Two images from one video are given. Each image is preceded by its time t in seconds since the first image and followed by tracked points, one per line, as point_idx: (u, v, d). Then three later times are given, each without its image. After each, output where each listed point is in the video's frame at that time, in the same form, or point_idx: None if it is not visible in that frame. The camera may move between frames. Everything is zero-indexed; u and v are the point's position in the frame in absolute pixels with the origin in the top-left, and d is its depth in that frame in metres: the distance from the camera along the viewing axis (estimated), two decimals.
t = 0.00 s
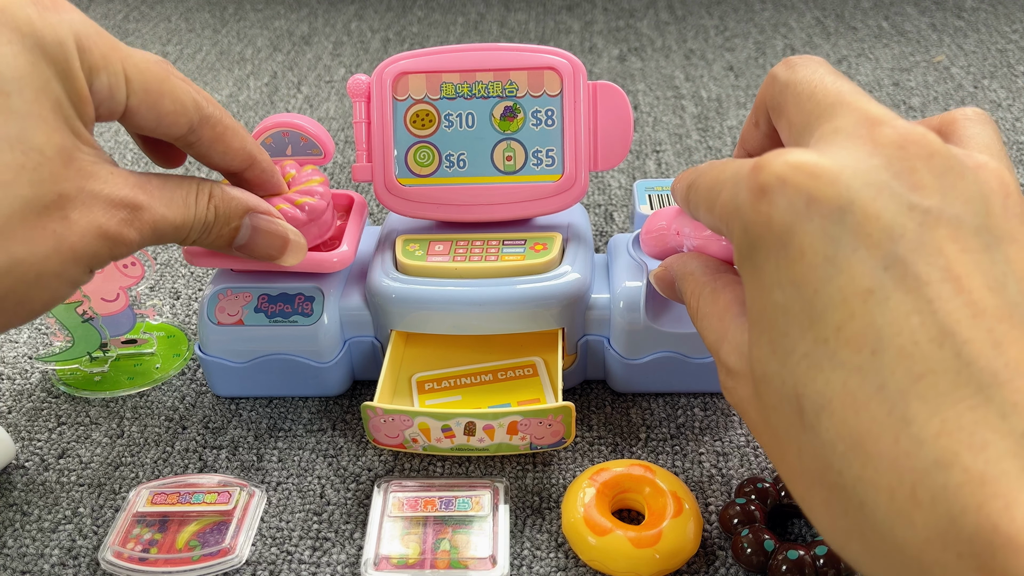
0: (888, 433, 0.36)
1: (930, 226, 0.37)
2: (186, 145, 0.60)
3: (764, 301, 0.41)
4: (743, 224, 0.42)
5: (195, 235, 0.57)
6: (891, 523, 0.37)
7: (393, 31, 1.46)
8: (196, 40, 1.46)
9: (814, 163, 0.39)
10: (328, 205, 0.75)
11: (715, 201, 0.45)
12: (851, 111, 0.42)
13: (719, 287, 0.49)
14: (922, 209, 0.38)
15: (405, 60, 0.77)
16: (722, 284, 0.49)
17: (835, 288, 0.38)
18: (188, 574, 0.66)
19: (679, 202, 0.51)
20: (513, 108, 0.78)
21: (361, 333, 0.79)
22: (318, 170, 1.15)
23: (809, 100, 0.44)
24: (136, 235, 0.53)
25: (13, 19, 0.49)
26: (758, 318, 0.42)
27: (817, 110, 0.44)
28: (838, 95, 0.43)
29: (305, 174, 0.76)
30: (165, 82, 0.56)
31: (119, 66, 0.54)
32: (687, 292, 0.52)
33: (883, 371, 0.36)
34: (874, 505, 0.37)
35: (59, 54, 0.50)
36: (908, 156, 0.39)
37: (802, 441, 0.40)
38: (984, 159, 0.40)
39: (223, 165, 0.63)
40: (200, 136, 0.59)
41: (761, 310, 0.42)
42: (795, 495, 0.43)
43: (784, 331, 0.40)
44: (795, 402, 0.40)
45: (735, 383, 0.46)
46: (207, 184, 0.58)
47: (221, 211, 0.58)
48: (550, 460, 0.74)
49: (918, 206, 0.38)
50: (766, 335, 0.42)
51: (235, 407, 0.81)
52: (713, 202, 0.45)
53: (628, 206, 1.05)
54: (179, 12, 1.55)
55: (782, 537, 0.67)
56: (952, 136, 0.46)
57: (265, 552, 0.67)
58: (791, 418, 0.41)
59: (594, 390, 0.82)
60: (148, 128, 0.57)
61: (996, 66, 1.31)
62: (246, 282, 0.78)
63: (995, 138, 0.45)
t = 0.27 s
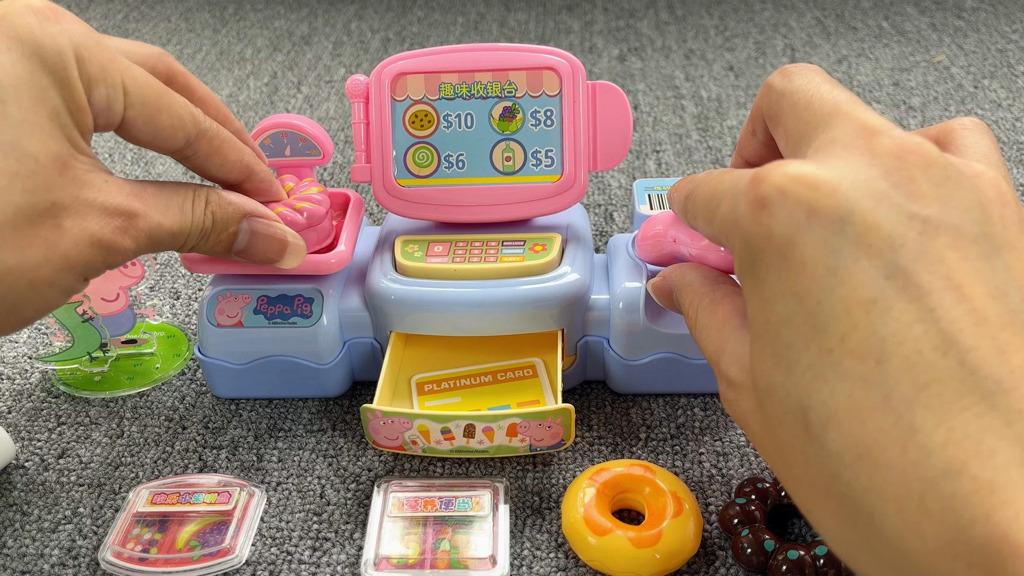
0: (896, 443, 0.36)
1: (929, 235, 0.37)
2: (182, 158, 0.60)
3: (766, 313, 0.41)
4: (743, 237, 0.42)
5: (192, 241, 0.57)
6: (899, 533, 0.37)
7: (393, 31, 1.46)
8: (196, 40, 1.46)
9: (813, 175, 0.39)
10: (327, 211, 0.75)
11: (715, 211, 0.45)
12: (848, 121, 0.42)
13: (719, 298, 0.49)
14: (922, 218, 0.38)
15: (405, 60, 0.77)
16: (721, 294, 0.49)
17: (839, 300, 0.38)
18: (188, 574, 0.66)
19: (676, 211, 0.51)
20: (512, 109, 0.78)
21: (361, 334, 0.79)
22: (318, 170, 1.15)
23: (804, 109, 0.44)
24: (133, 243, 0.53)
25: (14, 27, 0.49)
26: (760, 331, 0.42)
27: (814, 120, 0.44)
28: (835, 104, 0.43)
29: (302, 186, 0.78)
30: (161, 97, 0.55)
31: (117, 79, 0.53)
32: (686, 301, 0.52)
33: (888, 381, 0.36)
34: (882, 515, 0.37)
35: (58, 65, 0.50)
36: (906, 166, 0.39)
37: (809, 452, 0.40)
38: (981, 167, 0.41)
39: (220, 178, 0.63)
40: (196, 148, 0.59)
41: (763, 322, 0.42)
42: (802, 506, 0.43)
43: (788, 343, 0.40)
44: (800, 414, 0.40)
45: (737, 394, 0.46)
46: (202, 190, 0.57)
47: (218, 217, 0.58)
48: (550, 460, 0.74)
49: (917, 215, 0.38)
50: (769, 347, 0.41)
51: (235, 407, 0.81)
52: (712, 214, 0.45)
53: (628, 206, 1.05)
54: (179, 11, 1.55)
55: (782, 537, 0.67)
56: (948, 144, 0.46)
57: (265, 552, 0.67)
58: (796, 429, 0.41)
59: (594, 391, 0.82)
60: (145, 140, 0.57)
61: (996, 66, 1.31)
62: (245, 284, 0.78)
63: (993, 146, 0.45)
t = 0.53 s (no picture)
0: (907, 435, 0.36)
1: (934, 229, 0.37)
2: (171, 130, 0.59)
3: (772, 308, 0.41)
4: (747, 232, 0.42)
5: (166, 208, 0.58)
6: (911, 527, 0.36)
7: (393, 31, 1.46)
8: (195, 40, 1.46)
9: (818, 171, 0.40)
10: (315, 202, 0.75)
11: (718, 208, 0.45)
12: (851, 118, 0.42)
13: (718, 293, 0.49)
14: (927, 213, 0.38)
15: (406, 60, 0.77)
16: (721, 292, 0.49)
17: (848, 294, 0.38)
18: (187, 574, 0.66)
19: (678, 209, 0.51)
20: (513, 109, 0.78)
21: (361, 333, 0.79)
22: (318, 170, 1.15)
23: (807, 106, 0.44)
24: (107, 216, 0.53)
25: None
26: (764, 326, 0.42)
27: (816, 117, 0.44)
28: (837, 101, 0.43)
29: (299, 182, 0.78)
30: (151, 68, 0.54)
31: (105, 48, 0.52)
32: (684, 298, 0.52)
33: (896, 376, 0.36)
34: (893, 511, 0.37)
35: (36, 41, 0.49)
36: (910, 162, 0.39)
37: (818, 448, 0.40)
38: (984, 163, 0.41)
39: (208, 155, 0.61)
40: (186, 121, 0.58)
41: (768, 317, 0.42)
42: (810, 505, 0.43)
43: (795, 338, 0.40)
44: (808, 410, 0.40)
45: (739, 392, 0.46)
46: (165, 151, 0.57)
47: (187, 178, 0.58)
48: (550, 460, 0.74)
49: (922, 210, 0.38)
50: (775, 342, 0.41)
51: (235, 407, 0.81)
52: (715, 211, 0.45)
53: (628, 206, 1.05)
54: (179, 11, 1.55)
55: (782, 537, 0.67)
56: (952, 142, 0.46)
57: (265, 552, 0.67)
58: (804, 425, 0.41)
59: (594, 391, 0.82)
60: (134, 113, 0.56)
61: (996, 66, 1.31)
62: (245, 282, 0.78)
63: (996, 144, 0.45)
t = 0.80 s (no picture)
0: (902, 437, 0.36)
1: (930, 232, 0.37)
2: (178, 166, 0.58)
3: (769, 310, 0.41)
4: (745, 234, 0.42)
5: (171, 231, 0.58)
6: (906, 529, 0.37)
7: (393, 31, 1.46)
8: (196, 40, 1.46)
9: (815, 173, 0.40)
10: (318, 218, 0.75)
11: (716, 212, 0.45)
12: (848, 120, 0.42)
13: (717, 296, 0.49)
14: (923, 216, 0.38)
15: (403, 61, 0.77)
16: (719, 294, 0.49)
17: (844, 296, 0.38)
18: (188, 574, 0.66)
19: (676, 212, 0.51)
20: (511, 109, 0.78)
21: (360, 335, 0.79)
22: (317, 170, 1.15)
23: (804, 108, 0.44)
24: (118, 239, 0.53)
25: (12, 27, 0.48)
26: (761, 329, 0.42)
27: (813, 120, 0.44)
28: (834, 103, 0.43)
29: (298, 193, 0.77)
30: (161, 105, 0.54)
31: (118, 84, 0.52)
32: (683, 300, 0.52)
33: (892, 377, 0.36)
34: (888, 511, 0.37)
35: (54, 66, 0.49)
36: (906, 164, 0.39)
37: (812, 448, 0.40)
38: (981, 166, 0.41)
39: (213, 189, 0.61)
40: (191, 158, 0.57)
41: (765, 320, 0.42)
42: (806, 504, 0.43)
43: (791, 339, 0.40)
44: (804, 411, 0.40)
45: (737, 393, 0.46)
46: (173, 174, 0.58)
47: (194, 203, 0.58)
48: (550, 460, 0.74)
49: (919, 212, 0.38)
50: (772, 344, 0.41)
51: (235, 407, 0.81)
52: (713, 214, 0.45)
53: (628, 206, 1.05)
54: (179, 11, 1.55)
55: (782, 537, 0.67)
56: (948, 145, 0.46)
57: (265, 552, 0.67)
58: (800, 426, 0.41)
59: (594, 391, 0.82)
60: (142, 148, 0.55)
61: (996, 66, 1.31)
62: (245, 286, 0.78)
63: (993, 147, 0.45)
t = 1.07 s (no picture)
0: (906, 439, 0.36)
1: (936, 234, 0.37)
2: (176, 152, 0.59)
3: (772, 311, 0.41)
4: (750, 235, 0.42)
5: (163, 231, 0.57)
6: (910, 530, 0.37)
7: (393, 31, 1.46)
8: (195, 40, 1.46)
9: (821, 175, 0.40)
10: (319, 216, 0.74)
11: (720, 213, 0.45)
12: (855, 123, 0.42)
13: (723, 299, 0.49)
14: (929, 219, 0.38)
15: (406, 60, 0.77)
16: (724, 296, 0.49)
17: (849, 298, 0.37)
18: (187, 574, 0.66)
19: (680, 215, 0.51)
20: (513, 109, 0.78)
21: (360, 334, 0.79)
22: (317, 170, 1.15)
23: (810, 111, 0.44)
24: (104, 238, 0.53)
25: None
26: (765, 329, 0.42)
27: (819, 122, 0.44)
28: (840, 106, 0.43)
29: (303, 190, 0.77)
30: (153, 92, 0.54)
31: (104, 73, 0.52)
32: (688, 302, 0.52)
33: (897, 380, 0.36)
34: (891, 514, 0.37)
35: (35, 65, 0.49)
36: (913, 167, 0.39)
37: (815, 449, 0.40)
38: (985, 171, 0.41)
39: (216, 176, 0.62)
40: (190, 144, 0.58)
41: (769, 320, 0.42)
42: (807, 505, 0.43)
43: (795, 341, 0.40)
44: (807, 412, 0.40)
45: (741, 395, 0.46)
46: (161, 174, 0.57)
47: (186, 201, 0.57)
48: (550, 460, 0.74)
49: (925, 215, 0.38)
50: (776, 345, 0.41)
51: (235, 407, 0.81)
52: (718, 215, 0.45)
53: (628, 206, 1.05)
54: (178, 11, 1.55)
55: (782, 537, 0.67)
56: (954, 149, 0.46)
57: (265, 552, 0.67)
58: (804, 428, 0.41)
59: (593, 391, 0.82)
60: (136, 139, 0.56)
61: (996, 66, 1.31)
62: (245, 283, 0.78)
63: (998, 152, 0.45)
